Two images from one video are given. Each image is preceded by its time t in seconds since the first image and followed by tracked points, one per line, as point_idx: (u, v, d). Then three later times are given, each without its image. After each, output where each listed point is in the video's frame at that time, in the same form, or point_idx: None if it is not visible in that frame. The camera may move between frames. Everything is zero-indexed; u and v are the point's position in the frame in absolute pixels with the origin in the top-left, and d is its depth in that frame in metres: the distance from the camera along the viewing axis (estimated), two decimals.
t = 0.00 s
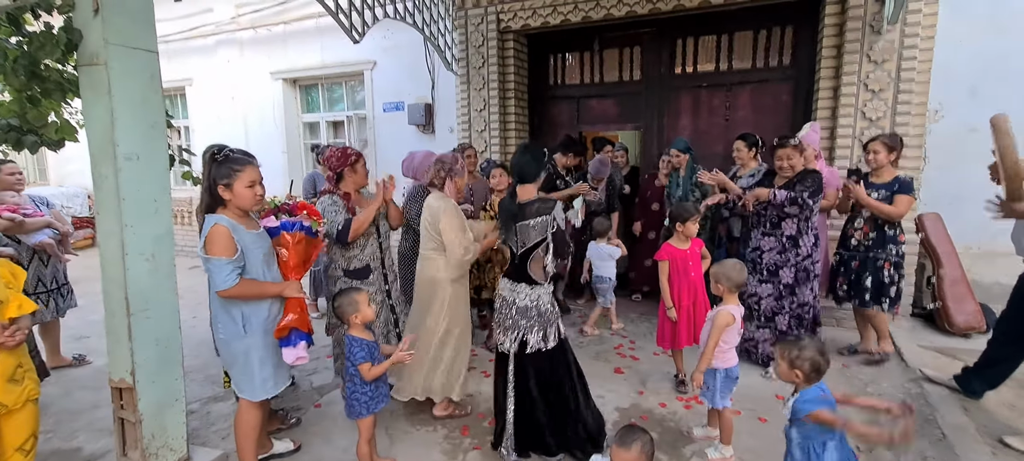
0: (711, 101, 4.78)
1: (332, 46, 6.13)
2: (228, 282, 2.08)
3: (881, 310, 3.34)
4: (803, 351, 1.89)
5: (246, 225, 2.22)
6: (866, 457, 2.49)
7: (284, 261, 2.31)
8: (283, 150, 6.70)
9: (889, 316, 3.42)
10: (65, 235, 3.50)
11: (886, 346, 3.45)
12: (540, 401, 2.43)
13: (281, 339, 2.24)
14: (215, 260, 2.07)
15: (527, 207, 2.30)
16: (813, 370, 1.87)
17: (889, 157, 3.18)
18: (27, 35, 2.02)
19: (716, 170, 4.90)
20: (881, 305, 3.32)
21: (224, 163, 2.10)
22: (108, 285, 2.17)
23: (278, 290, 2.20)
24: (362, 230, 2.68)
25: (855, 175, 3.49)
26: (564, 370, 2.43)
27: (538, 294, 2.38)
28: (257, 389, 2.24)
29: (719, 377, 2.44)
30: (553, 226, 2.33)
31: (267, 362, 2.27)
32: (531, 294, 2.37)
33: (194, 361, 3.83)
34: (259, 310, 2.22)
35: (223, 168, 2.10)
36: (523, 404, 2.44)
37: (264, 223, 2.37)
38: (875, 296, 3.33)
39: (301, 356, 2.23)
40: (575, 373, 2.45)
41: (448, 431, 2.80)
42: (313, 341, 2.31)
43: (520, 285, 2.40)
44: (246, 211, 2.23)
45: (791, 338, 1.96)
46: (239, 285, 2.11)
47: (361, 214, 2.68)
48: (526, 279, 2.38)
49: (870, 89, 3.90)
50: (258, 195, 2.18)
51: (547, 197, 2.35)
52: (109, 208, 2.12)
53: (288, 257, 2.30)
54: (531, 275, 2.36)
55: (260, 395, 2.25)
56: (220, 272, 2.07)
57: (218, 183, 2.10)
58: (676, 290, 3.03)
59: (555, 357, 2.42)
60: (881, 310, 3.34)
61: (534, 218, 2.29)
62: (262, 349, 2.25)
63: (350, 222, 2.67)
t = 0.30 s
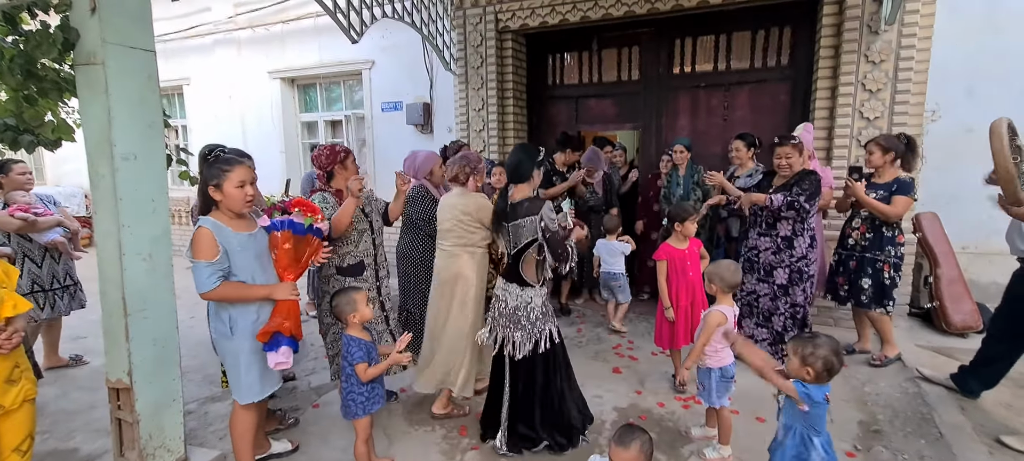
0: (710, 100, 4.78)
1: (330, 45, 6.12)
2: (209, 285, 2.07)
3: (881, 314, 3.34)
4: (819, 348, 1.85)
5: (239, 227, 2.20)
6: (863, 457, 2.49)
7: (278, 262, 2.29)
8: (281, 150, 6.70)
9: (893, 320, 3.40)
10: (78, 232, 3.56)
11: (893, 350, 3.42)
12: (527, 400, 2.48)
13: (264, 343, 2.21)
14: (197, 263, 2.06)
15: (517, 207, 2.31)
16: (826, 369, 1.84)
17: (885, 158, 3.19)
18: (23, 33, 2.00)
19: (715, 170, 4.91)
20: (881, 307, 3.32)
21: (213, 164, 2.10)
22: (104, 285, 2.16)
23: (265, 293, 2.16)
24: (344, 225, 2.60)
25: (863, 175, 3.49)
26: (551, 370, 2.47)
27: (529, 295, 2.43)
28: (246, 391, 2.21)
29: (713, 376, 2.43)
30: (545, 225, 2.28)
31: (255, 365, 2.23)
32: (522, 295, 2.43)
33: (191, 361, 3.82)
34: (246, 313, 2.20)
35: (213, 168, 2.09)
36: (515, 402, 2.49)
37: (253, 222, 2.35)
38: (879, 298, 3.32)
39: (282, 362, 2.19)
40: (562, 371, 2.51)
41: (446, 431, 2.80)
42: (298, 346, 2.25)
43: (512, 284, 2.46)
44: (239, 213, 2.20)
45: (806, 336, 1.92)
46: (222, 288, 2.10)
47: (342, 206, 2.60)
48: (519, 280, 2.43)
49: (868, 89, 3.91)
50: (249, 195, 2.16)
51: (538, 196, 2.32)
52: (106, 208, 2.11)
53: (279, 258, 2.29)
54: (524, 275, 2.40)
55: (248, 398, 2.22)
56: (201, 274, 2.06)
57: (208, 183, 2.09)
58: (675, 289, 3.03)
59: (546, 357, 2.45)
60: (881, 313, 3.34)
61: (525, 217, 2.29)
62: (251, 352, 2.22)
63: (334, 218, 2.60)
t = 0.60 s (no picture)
0: (709, 101, 4.78)
1: (328, 45, 6.11)
2: (194, 287, 2.06)
3: (886, 316, 3.36)
4: (810, 348, 1.89)
5: (231, 228, 2.19)
6: (861, 456, 2.50)
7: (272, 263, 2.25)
8: (279, 150, 6.69)
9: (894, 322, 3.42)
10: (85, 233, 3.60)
11: (890, 351, 3.44)
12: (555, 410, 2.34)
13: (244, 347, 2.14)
14: (184, 265, 2.07)
15: (525, 206, 2.25)
16: (817, 368, 1.87)
17: (898, 157, 3.17)
18: (20, 33, 1.99)
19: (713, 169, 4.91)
20: (887, 310, 3.33)
21: (207, 165, 2.10)
22: (103, 285, 2.16)
23: (253, 295, 2.14)
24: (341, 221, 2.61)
25: (870, 174, 3.48)
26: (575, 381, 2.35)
27: (553, 292, 2.31)
28: (236, 393, 2.20)
29: (711, 375, 2.43)
30: (553, 223, 2.20)
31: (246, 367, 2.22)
32: (547, 292, 2.31)
33: (190, 362, 3.81)
34: (235, 315, 2.19)
35: (206, 169, 2.09)
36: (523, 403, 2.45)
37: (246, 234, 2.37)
38: (885, 300, 3.32)
39: (258, 367, 2.12)
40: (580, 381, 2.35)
41: (444, 431, 2.79)
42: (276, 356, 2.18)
43: (532, 282, 2.34)
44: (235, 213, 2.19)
45: (799, 336, 1.96)
46: (207, 291, 2.08)
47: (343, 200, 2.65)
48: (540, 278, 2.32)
49: (865, 89, 3.92)
50: (245, 196, 2.15)
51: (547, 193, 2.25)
52: (104, 208, 2.11)
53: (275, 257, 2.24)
54: (544, 273, 2.31)
55: (237, 401, 2.20)
56: (185, 277, 2.06)
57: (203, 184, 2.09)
58: (673, 290, 3.03)
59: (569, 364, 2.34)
60: (887, 316, 3.36)
61: (534, 216, 2.23)
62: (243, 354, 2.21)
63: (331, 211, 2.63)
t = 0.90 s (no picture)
0: (708, 100, 4.79)
1: (328, 44, 6.10)
2: (198, 285, 2.07)
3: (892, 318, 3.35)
4: (795, 345, 1.89)
5: (231, 227, 2.19)
6: (860, 453, 2.51)
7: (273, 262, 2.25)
8: (278, 149, 6.69)
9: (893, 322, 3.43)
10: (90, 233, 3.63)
11: (889, 349, 3.44)
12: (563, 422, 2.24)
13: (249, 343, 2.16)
14: (187, 264, 2.06)
15: (531, 205, 2.17)
16: (800, 366, 1.87)
17: (905, 155, 3.15)
18: (19, 31, 1.98)
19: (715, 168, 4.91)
20: (893, 311, 3.32)
21: (207, 163, 2.09)
22: (102, 285, 2.16)
23: (256, 292, 2.14)
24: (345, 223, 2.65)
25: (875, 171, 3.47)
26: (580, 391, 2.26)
27: (553, 294, 2.23)
28: (241, 390, 2.21)
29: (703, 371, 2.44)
30: (564, 223, 2.14)
31: (250, 364, 2.23)
32: (547, 296, 2.23)
33: (190, 360, 3.81)
34: (238, 312, 2.19)
35: (206, 167, 2.09)
36: (535, 426, 2.29)
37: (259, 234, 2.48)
38: (887, 301, 3.33)
39: (264, 364, 2.13)
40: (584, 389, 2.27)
41: (444, 429, 2.80)
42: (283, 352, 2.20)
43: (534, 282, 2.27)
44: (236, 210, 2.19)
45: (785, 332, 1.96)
46: (209, 289, 2.09)
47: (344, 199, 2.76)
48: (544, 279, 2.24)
49: (865, 88, 3.92)
50: (246, 193, 2.15)
51: (553, 191, 2.18)
52: (103, 208, 2.11)
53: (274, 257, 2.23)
54: (547, 275, 2.23)
55: (241, 398, 2.21)
56: (190, 275, 2.06)
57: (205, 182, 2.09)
58: (672, 288, 3.05)
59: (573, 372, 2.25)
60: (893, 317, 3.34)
61: (541, 216, 2.15)
62: (246, 351, 2.21)
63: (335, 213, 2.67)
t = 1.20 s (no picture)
0: (709, 93, 4.77)
1: (327, 36, 6.07)
2: (217, 279, 2.06)
3: (884, 312, 3.37)
4: (813, 338, 1.86)
5: (237, 219, 2.17)
6: (859, 447, 2.51)
7: (280, 255, 2.28)
8: (278, 142, 6.67)
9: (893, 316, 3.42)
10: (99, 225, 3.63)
11: (888, 343, 3.43)
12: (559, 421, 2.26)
13: (274, 334, 2.22)
14: (204, 258, 2.04)
15: (530, 205, 2.13)
16: (818, 358, 1.85)
17: (909, 148, 3.13)
18: (13, 22, 1.94)
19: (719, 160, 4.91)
20: (886, 306, 3.33)
21: (215, 155, 2.08)
22: (102, 278, 2.16)
23: (269, 284, 2.14)
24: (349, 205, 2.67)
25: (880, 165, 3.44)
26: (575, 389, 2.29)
27: (546, 294, 2.21)
28: (253, 382, 2.21)
29: (692, 368, 2.45)
30: (561, 226, 2.12)
31: (262, 356, 2.23)
32: (541, 295, 2.21)
33: (190, 354, 3.82)
34: (249, 304, 2.18)
35: (214, 160, 2.08)
36: (541, 428, 2.27)
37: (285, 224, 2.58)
38: (884, 296, 3.33)
39: (296, 351, 2.23)
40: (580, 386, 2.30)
41: (445, 423, 2.80)
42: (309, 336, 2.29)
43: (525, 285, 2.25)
44: (239, 204, 2.18)
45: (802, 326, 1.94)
46: (228, 281, 2.09)
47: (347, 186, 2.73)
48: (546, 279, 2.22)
49: (867, 81, 3.90)
50: (251, 186, 2.15)
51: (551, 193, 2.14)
52: (102, 201, 2.10)
53: (283, 249, 2.28)
54: (538, 276, 2.21)
55: (254, 388, 2.21)
56: (207, 269, 2.05)
57: (212, 174, 2.07)
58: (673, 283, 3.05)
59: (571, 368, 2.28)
60: (885, 312, 3.37)
61: (540, 218, 2.11)
62: (255, 344, 2.21)
63: (338, 199, 2.66)
